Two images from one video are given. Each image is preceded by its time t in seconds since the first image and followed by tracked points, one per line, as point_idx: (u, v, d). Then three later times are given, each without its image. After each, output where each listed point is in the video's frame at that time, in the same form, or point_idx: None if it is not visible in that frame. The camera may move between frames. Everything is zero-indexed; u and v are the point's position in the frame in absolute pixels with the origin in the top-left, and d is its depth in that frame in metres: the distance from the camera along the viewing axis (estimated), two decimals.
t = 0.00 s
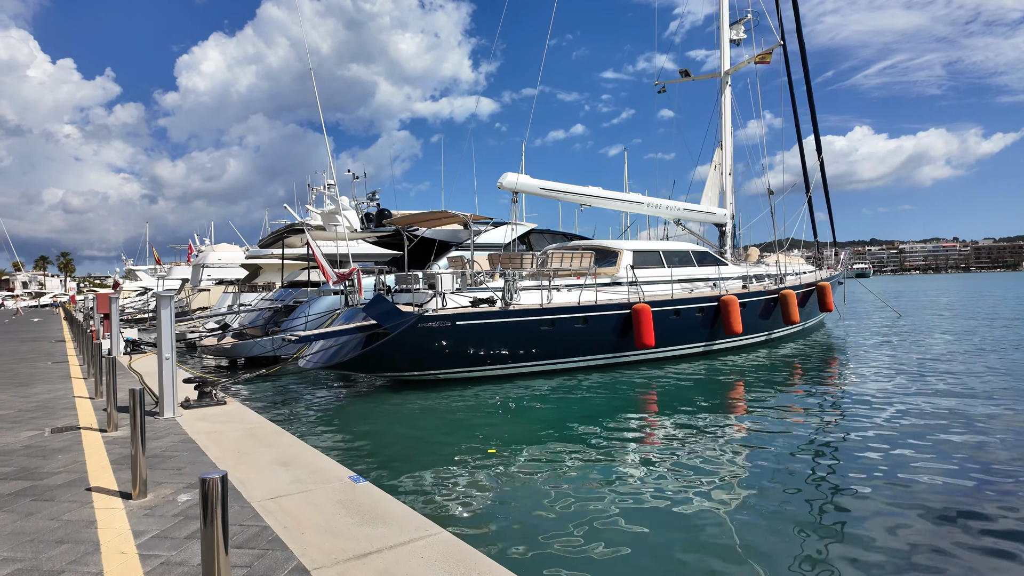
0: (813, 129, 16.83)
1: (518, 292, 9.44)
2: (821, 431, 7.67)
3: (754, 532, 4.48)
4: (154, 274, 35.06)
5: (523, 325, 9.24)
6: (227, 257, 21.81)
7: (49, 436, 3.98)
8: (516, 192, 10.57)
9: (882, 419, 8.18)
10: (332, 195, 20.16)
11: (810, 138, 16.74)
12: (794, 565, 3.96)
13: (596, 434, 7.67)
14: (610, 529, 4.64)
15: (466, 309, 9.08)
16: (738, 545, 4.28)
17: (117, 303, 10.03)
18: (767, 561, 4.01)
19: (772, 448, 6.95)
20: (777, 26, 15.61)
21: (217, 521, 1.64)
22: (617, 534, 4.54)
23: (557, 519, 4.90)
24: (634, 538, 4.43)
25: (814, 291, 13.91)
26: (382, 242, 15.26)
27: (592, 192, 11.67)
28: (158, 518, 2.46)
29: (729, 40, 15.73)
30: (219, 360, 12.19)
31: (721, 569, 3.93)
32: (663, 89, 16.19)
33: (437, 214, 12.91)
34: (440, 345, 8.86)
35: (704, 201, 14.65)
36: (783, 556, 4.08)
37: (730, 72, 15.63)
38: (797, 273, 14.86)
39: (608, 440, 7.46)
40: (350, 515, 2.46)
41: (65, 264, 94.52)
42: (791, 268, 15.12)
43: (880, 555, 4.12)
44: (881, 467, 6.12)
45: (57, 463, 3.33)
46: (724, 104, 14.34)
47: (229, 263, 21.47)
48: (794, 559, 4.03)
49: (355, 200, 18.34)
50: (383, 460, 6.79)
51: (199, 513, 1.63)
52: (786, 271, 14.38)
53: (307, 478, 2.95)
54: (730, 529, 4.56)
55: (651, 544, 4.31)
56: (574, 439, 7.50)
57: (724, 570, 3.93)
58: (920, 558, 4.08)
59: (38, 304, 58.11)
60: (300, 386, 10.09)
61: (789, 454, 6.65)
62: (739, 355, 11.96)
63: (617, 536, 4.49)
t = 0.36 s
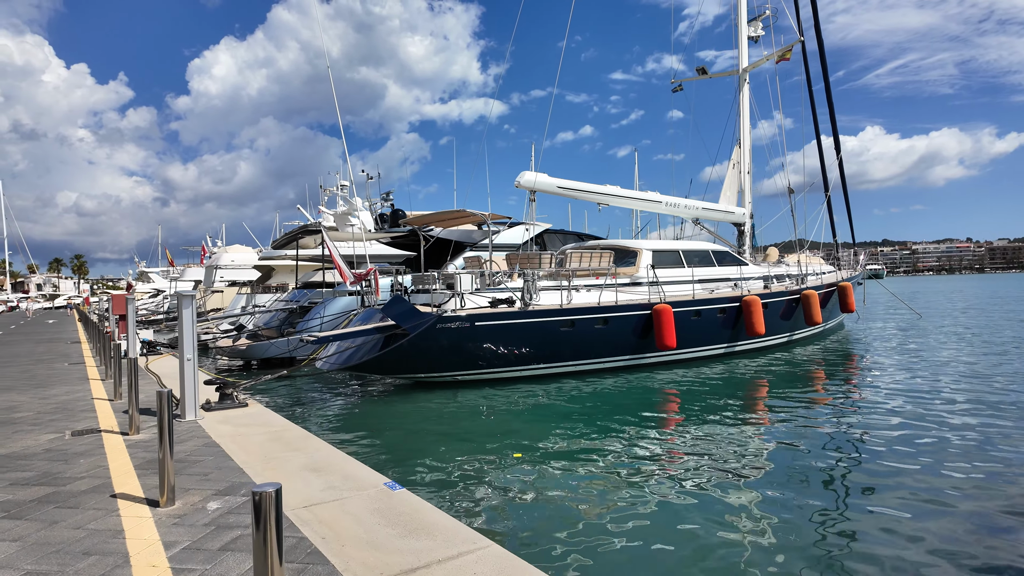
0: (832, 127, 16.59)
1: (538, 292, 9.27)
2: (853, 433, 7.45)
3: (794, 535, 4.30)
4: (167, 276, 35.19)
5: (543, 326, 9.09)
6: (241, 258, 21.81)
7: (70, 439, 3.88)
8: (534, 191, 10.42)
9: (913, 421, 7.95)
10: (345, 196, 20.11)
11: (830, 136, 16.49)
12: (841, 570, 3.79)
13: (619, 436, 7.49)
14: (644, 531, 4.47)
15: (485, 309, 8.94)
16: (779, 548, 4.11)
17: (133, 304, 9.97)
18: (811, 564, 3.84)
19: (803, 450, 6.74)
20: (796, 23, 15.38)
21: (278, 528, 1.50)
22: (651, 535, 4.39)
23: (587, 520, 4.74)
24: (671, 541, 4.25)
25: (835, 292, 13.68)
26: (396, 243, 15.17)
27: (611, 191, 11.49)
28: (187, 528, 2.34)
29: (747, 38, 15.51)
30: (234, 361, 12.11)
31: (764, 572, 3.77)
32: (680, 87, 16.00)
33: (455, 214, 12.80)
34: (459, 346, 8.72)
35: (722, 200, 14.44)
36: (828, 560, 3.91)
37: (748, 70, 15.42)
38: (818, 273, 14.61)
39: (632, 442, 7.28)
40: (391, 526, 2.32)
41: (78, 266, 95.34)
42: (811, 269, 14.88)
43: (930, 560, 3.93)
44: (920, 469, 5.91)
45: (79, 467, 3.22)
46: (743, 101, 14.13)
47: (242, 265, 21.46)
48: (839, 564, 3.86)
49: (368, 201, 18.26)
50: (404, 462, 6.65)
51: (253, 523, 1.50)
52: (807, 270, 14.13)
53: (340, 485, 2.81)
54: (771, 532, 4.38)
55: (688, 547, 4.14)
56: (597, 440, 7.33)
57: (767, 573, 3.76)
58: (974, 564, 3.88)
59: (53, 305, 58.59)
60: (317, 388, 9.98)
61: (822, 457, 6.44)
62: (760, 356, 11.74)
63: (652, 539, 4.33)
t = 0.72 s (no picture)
0: (846, 125, 16.40)
1: (553, 292, 9.11)
2: (879, 436, 7.27)
3: (832, 548, 4.13)
4: (173, 276, 35.33)
5: (558, 327, 8.94)
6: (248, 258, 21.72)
7: (83, 446, 3.74)
8: (548, 190, 10.25)
9: (938, 424, 7.78)
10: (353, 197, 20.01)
11: (843, 133, 16.28)
12: None
13: (637, 440, 7.34)
14: (675, 541, 4.32)
15: (499, 311, 8.79)
16: (817, 561, 3.95)
17: (142, 306, 9.87)
18: None
19: (829, 454, 6.57)
20: (810, 20, 15.17)
21: (329, 559, 1.50)
22: (683, 545, 4.23)
23: (614, 528, 4.60)
24: (703, 553, 4.10)
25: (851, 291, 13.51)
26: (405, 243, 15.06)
27: (625, 191, 11.31)
28: (211, 547, 2.20)
29: (759, 35, 15.32)
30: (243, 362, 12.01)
31: None
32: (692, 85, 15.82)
33: (466, 213, 12.66)
34: (473, 348, 8.58)
35: (735, 199, 14.27)
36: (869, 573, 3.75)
37: (761, 67, 15.22)
38: (833, 273, 14.42)
39: (651, 446, 7.12)
40: (429, 545, 2.20)
41: (86, 266, 95.76)
42: (826, 268, 14.69)
43: None
44: (953, 475, 5.73)
45: (94, 478, 3.08)
46: (757, 99, 13.95)
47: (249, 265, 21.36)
48: None
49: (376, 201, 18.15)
50: (419, 466, 6.52)
51: (305, 556, 1.50)
52: (822, 270, 13.94)
53: (368, 497, 2.68)
54: (808, 546, 4.21)
55: (722, 559, 3.98)
56: (615, 444, 7.17)
57: None
58: None
59: (61, 305, 58.88)
60: (328, 390, 9.86)
61: (851, 461, 6.27)
62: (776, 358, 11.55)
63: (682, 549, 4.18)
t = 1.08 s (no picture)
0: (865, 120, 16.10)
1: (571, 290, 8.91)
2: (912, 438, 7.04)
3: (879, 555, 3.91)
4: (184, 275, 35.45)
5: (576, 326, 8.74)
6: (258, 257, 21.65)
7: (95, 451, 3.58)
8: (564, 186, 10.05)
9: (971, 425, 7.52)
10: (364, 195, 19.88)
11: (862, 128, 15.99)
12: None
13: (660, 442, 7.13)
14: (712, 544, 4.12)
15: (516, 309, 8.60)
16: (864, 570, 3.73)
17: (154, 304, 9.75)
18: None
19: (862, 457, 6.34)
20: (829, 13, 14.89)
21: None
22: (720, 552, 4.03)
23: (645, 534, 4.39)
24: (744, 559, 3.89)
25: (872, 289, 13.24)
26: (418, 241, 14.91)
27: (642, 187, 11.09)
28: (235, 565, 2.02)
29: (777, 28, 15.05)
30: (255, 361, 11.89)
31: None
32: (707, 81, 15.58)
33: (480, 210, 12.48)
34: (489, 347, 8.40)
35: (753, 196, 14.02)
36: None
37: (778, 61, 14.94)
38: (852, 271, 14.14)
39: (675, 448, 6.91)
40: (470, 565, 2.02)
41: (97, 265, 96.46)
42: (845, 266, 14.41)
43: None
44: (996, 478, 5.49)
45: (108, 485, 2.92)
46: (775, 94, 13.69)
47: (260, 264, 21.29)
48: None
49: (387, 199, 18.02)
50: (436, 466, 6.34)
51: None
52: (842, 268, 13.66)
53: (399, 508, 2.51)
54: (853, 553, 3.99)
55: (763, 568, 3.77)
56: (638, 446, 6.96)
57: None
58: None
59: (73, 304, 59.29)
60: (342, 390, 9.71)
61: (886, 463, 6.04)
62: (797, 358, 11.31)
63: (720, 555, 3.97)
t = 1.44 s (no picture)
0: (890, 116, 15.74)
1: (593, 291, 8.75)
2: (950, 443, 6.80)
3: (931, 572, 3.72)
4: (201, 277, 35.88)
5: (599, 327, 8.58)
6: (275, 256, 21.70)
7: (118, 454, 3.50)
8: (586, 185, 9.88)
9: (1011, 430, 7.25)
10: (380, 195, 19.85)
11: (888, 124, 15.63)
12: None
13: (687, 445, 6.95)
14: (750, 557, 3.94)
15: (538, 310, 8.45)
16: None
17: (173, 304, 9.73)
18: None
19: (898, 462, 6.14)
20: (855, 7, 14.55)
21: None
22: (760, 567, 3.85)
23: (680, 545, 4.23)
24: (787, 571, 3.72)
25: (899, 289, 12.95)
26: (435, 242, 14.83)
27: (665, 185, 10.88)
28: None
29: (800, 23, 14.72)
30: (273, 362, 11.86)
31: None
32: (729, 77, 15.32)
33: (499, 210, 12.35)
34: (511, 349, 8.27)
35: (776, 195, 13.75)
36: None
37: (802, 56, 14.63)
38: (878, 271, 13.83)
39: (703, 451, 6.73)
40: None
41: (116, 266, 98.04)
42: (870, 266, 14.10)
43: None
44: None
45: (132, 491, 2.82)
46: (799, 90, 13.40)
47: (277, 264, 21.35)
48: None
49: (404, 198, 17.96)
50: (458, 470, 6.23)
51: None
52: (868, 267, 13.36)
53: (434, 519, 2.39)
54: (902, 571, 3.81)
55: None
56: (665, 449, 6.79)
57: None
58: None
59: (93, 304, 60.23)
60: (361, 391, 9.63)
61: (926, 471, 5.82)
62: (823, 360, 11.04)
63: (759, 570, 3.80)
